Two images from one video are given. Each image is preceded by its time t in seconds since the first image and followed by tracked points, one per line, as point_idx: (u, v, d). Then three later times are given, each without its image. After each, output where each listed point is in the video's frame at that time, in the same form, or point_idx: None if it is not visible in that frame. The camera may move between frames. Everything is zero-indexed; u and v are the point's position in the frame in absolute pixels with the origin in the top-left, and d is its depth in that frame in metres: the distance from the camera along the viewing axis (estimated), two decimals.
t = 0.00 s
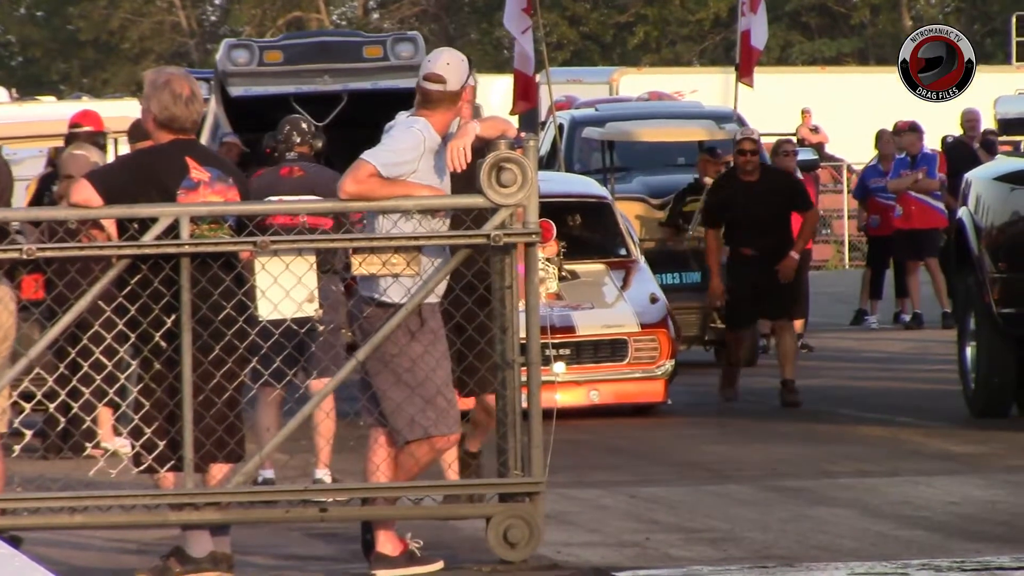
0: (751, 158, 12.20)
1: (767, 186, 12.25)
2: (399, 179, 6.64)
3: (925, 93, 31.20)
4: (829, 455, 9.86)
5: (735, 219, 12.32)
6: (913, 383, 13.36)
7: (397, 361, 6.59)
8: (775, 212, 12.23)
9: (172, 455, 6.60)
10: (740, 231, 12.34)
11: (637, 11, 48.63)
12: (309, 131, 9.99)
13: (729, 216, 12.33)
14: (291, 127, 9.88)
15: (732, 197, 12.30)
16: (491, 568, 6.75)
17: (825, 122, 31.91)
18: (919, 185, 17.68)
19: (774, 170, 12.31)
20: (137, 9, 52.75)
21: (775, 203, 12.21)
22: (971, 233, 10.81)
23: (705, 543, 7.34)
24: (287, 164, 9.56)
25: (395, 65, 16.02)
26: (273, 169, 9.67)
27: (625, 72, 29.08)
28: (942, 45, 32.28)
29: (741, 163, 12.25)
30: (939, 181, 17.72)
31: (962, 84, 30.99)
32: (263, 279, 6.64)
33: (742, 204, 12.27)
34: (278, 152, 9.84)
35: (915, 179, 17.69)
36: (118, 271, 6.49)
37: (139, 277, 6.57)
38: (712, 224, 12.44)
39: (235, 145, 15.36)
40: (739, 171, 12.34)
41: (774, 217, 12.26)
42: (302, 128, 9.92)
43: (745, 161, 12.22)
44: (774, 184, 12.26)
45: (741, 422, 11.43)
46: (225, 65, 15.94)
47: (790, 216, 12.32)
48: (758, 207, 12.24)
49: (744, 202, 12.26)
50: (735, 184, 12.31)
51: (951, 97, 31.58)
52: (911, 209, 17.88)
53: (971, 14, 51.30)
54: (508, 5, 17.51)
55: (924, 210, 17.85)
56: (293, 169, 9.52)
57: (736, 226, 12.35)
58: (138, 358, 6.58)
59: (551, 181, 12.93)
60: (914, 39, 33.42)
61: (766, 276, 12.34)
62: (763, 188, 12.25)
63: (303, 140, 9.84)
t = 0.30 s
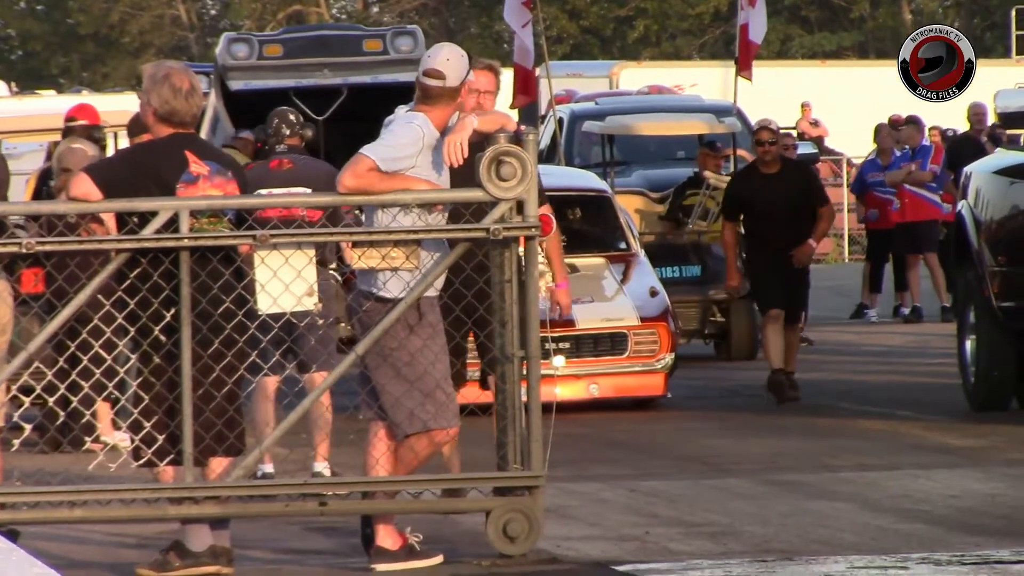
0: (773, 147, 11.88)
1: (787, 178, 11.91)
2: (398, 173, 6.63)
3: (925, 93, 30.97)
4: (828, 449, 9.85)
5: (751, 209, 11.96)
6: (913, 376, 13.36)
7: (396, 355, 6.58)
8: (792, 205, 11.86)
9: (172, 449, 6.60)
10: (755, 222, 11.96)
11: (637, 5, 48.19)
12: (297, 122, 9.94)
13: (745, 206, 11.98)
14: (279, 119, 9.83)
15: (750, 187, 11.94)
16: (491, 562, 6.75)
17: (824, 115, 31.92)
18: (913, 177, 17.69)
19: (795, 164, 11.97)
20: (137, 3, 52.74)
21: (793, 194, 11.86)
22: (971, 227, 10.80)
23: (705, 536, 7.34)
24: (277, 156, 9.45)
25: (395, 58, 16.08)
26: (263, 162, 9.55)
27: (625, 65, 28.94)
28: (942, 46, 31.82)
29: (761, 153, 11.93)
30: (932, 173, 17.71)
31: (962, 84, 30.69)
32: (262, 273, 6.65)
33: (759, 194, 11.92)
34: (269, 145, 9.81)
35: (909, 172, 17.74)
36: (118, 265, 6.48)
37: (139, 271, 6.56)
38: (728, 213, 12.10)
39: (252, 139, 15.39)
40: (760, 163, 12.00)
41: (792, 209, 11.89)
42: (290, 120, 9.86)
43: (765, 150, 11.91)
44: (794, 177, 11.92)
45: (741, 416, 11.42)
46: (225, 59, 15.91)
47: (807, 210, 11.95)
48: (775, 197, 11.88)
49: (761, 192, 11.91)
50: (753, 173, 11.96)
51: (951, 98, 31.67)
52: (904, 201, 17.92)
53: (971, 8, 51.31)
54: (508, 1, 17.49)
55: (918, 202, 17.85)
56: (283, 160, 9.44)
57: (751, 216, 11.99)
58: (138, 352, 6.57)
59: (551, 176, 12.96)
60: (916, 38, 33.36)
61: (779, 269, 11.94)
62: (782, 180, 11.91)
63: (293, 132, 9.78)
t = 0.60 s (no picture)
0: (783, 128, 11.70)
1: (793, 161, 11.71)
2: (391, 172, 6.63)
3: (925, 93, 31.45)
4: (822, 446, 9.86)
5: (755, 190, 11.75)
6: (907, 373, 13.37)
7: (389, 353, 6.58)
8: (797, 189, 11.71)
9: (165, 448, 6.60)
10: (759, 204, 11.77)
11: (630, 2, 48.37)
12: (290, 120, 9.93)
13: (749, 188, 11.76)
14: (271, 117, 9.81)
15: (756, 168, 11.73)
16: (484, 559, 6.75)
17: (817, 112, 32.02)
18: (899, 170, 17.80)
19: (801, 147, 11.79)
20: (131, 2, 52.84)
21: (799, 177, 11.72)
22: (965, 223, 10.82)
23: (698, 534, 7.34)
24: (267, 154, 9.47)
25: (387, 56, 16.07)
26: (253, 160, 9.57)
27: (619, 63, 29.05)
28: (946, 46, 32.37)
29: (771, 133, 11.73)
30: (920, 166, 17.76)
31: (961, 85, 30.96)
32: (255, 271, 6.64)
33: (764, 175, 11.72)
34: (261, 144, 9.78)
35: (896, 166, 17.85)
36: (111, 264, 6.46)
37: (132, 270, 6.54)
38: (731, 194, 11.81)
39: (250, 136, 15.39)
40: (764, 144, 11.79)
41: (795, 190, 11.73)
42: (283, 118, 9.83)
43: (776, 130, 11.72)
44: (799, 159, 11.74)
45: (735, 413, 11.43)
46: (218, 57, 15.90)
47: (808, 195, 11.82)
48: (779, 179, 11.70)
49: (766, 173, 11.71)
50: (759, 155, 11.76)
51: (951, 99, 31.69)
52: (895, 196, 17.95)
53: (964, 4, 51.44)
54: None
55: (908, 196, 17.87)
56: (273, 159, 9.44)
57: (753, 197, 11.80)
58: (131, 351, 6.57)
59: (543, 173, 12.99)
60: (914, 40, 33.51)
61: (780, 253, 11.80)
62: (788, 162, 11.71)
63: (286, 130, 9.76)
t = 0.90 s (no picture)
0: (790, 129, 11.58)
1: (795, 161, 11.63)
2: (376, 166, 6.63)
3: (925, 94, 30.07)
4: (809, 439, 9.88)
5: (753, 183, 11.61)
6: (894, 365, 13.38)
7: (375, 348, 6.58)
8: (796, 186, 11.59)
9: (152, 443, 6.59)
10: (755, 202, 11.61)
11: None
12: (278, 116, 9.90)
13: (748, 186, 11.62)
14: (259, 113, 9.79)
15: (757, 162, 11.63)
16: (471, 554, 6.75)
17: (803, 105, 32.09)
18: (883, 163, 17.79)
19: (802, 150, 11.71)
20: None
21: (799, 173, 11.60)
22: (951, 215, 10.84)
23: (686, 527, 7.35)
24: (254, 150, 9.46)
25: (372, 51, 16.03)
26: (239, 156, 9.55)
27: (604, 56, 29.09)
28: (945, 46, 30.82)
29: (776, 133, 11.62)
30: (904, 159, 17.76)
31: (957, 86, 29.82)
32: (241, 267, 6.63)
33: (764, 174, 11.59)
34: (249, 139, 9.77)
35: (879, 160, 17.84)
36: (97, 259, 6.45)
37: (118, 266, 6.53)
38: (727, 189, 11.66)
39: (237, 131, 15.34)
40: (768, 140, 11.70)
41: (795, 193, 11.60)
42: (271, 114, 9.82)
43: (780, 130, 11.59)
44: (801, 160, 11.65)
45: (722, 406, 11.44)
46: (202, 52, 15.84)
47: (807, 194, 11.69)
48: (780, 179, 11.58)
49: (767, 172, 11.60)
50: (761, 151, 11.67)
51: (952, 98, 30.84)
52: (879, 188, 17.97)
53: None
54: None
55: (891, 188, 17.89)
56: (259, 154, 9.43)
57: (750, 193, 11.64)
58: (117, 347, 6.56)
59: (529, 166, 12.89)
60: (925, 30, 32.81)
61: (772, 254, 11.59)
62: (789, 163, 11.62)
63: (274, 126, 9.75)
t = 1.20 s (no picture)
0: (776, 116, 11.56)
1: (784, 144, 11.57)
2: (365, 158, 6.61)
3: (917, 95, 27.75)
4: (798, 431, 9.89)
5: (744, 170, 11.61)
6: (882, 358, 13.39)
7: (365, 340, 6.58)
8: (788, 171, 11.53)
9: (141, 435, 6.59)
10: (744, 183, 11.62)
11: None
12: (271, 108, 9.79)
13: (738, 165, 11.62)
14: (252, 105, 9.69)
15: (748, 148, 11.60)
16: (460, 546, 6.76)
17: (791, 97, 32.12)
18: (881, 159, 17.85)
19: (797, 132, 11.63)
20: None
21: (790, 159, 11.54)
22: (939, 208, 10.86)
23: (675, 519, 7.36)
24: (247, 142, 9.45)
25: (360, 44, 16.04)
26: (232, 148, 9.53)
27: (592, 49, 29.12)
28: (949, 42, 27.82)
29: (763, 121, 11.61)
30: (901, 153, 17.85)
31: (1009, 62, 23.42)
32: (230, 258, 6.62)
33: (753, 155, 11.58)
34: (242, 132, 9.70)
35: (876, 152, 17.85)
36: (86, 251, 6.45)
37: (107, 258, 6.52)
38: (718, 171, 11.71)
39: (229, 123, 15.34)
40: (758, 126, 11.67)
41: (784, 175, 11.53)
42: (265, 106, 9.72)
43: (766, 118, 11.58)
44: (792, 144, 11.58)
45: (711, 398, 11.45)
46: (191, 45, 15.84)
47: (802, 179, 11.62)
48: (767, 160, 11.55)
49: (756, 153, 11.57)
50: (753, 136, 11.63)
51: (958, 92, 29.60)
52: (872, 182, 17.99)
53: None
54: None
55: (885, 182, 17.94)
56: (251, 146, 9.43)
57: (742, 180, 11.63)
58: (106, 339, 6.56)
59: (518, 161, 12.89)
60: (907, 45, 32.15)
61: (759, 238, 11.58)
62: (779, 147, 11.56)
63: (267, 118, 9.65)
